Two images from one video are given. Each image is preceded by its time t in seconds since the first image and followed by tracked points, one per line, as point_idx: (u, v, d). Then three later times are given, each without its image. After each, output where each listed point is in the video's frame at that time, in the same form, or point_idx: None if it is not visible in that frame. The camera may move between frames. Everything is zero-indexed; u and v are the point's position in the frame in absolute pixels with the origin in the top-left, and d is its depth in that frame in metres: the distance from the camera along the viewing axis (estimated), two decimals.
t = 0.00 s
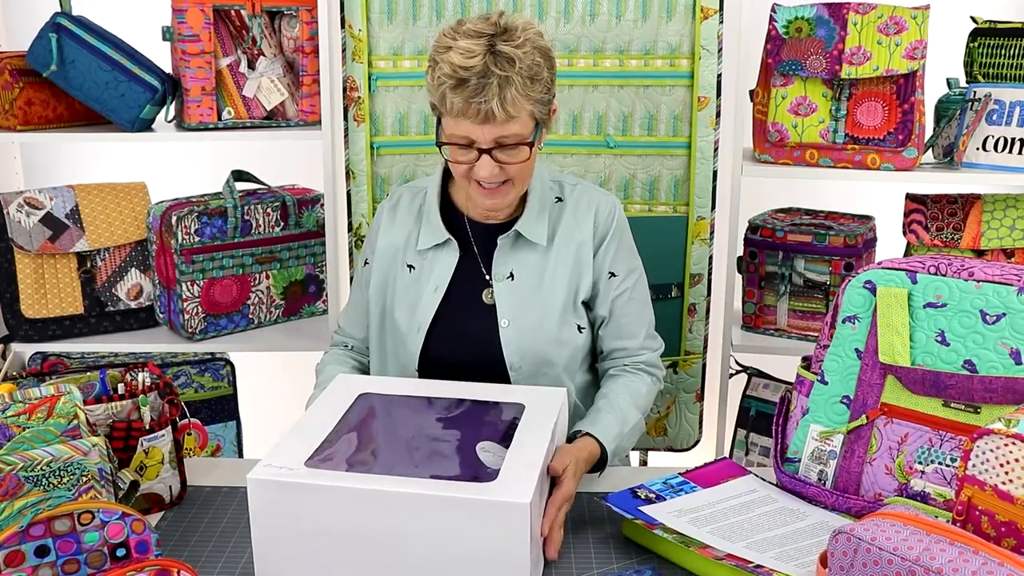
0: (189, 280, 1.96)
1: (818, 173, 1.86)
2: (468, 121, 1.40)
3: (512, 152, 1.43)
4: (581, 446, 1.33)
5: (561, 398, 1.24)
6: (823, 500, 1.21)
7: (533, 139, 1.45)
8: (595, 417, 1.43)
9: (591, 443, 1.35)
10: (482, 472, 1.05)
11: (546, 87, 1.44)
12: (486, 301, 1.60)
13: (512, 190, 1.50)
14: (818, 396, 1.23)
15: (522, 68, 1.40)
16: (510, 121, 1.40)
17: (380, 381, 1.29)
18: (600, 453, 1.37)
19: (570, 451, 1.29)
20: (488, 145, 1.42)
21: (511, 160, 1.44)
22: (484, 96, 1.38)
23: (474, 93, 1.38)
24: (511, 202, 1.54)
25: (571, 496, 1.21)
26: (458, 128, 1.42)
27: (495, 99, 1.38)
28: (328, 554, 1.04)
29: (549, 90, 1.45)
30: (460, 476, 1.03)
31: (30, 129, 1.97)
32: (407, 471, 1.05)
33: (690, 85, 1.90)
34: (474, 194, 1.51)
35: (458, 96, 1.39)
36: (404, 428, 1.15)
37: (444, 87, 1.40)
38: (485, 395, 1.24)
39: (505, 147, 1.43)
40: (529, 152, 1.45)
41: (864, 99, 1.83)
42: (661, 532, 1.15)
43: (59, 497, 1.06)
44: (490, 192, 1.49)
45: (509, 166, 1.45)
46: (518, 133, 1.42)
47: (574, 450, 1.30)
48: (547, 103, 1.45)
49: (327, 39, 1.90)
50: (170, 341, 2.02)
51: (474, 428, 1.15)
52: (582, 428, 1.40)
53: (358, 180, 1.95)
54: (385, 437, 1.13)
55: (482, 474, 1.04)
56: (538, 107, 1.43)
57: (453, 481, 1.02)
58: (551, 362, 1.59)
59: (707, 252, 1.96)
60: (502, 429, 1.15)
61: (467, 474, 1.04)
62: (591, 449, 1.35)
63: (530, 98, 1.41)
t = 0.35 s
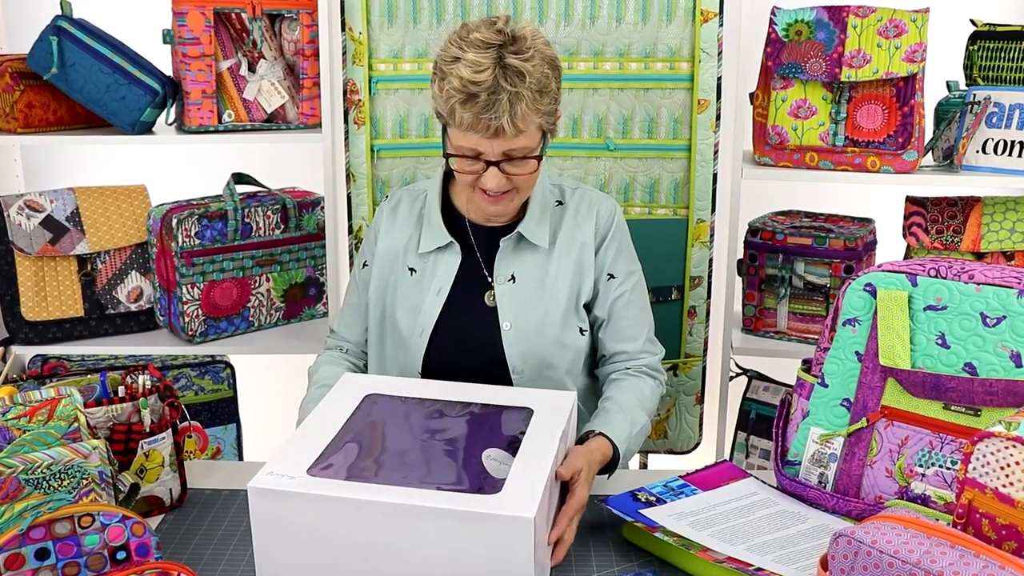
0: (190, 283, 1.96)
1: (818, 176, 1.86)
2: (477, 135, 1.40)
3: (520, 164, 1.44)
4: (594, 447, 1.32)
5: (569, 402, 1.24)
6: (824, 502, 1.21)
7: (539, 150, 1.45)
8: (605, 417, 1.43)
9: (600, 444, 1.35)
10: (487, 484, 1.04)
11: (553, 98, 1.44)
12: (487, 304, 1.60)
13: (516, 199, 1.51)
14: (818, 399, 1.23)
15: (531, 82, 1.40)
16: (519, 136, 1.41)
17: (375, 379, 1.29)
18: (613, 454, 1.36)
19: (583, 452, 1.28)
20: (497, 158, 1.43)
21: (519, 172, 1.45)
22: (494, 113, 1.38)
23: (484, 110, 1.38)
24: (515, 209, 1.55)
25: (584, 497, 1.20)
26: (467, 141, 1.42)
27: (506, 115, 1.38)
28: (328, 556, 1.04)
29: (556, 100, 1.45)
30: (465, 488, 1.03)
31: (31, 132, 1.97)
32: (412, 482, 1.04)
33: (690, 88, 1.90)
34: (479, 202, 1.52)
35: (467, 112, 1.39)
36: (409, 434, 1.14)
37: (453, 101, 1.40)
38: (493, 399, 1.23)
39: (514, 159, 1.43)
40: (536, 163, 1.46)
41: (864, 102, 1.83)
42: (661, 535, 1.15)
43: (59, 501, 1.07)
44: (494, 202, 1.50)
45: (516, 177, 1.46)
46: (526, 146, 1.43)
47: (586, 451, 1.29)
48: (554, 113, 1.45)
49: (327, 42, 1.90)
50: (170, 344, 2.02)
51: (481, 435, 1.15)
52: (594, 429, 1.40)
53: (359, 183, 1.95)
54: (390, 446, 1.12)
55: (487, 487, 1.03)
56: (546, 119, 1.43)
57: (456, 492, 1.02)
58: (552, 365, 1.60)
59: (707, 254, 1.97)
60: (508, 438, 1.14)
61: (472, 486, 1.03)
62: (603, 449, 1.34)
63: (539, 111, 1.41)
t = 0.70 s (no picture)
0: (190, 286, 1.96)
1: (818, 179, 1.86)
2: (475, 136, 1.41)
3: (518, 168, 1.44)
4: (595, 444, 1.33)
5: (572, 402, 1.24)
6: (825, 505, 1.21)
7: (539, 155, 1.45)
8: (606, 416, 1.43)
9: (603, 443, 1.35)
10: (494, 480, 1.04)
11: (556, 105, 1.44)
12: (491, 312, 1.60)
13: (514, 204, 1.51)
14: (818, 402, 1.23)
15: (533, 86, 1.40)
16: (517, 139, 1.41)
17: (378, 378, 1.28)
18: (611, 452, 1.37)
19: (584, 448, 1.29)
20: (494, 161, 1.43)
21: (517, 176, 1.45)
22: (493, 114, 1.38)
23: (482, 110, 1.38)
24: (517, 212, 1.55)
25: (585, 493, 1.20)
26: (466, 142, 1.42)
27: (504, 117, 1.38)
28: (328, 558, 1.04)
29: (560, 107, 1.45)
30: (470, 485, 1.03)
31: (31, 135, 1.97)
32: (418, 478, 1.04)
33: (690, 91, 1.90)
34: (478, 205, 1.52)
35: (466, 112, 1.39)
36: (413, 434, 1.14)
37: (453, 101, 1.40)
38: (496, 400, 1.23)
39: (512, 163, 1.43)
40: (536, 169, 1.46)
41: (864, 105, 1.83)
42: (661, 538, 1.15)
43: (59, 505, 1.09)
44: (493, 205, 1.50)
45: (514, 181, 1.45)
46: (525, 150, 1.43)
47: (586, 447, 1.30)
48: (556, 120, 1.45)
49: (327, 45, 1.90)
50: (170, 347, 2.02)
51: (484, 434, 1.15)
52: (596, 426, 1.41)
53: (359, 186, 1.95)
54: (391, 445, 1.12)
55: (492, 483, 1.03)
56: (547, 125, 1.43)
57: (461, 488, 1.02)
58: (557, 372, 1.60)
59: (707, 258, 1.97)
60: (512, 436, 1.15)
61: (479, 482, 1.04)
62: (604, 448, 1.35)
63: (540, 116, 1.41)
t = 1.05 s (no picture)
0: (190, 290, 1.96)
1: (818, 183, 1.87)
2: (484, 139, 1.40)
3: (526, 170, 1.43)
4: (599, 441, 1.34)
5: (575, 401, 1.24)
6: (825, 509, 1.20)
7: (546, 157, 1.45)
8: (608, 415, 1.44)
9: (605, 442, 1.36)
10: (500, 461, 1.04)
11: (561, 106, 1.44)
12: (492, 318, 1.60)
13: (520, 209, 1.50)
14: (818, 406, 1.23)
15: (539, 86, 1.40)
16: (526, 141, 1.40)
17: (379, 387, 1.28)
18: (616, 451, 1.38)
19: (588, 444, 1.30)
20: (503, 164, 1.42)
21: (525, 179, 1.44)
22: (502, 115, 1.38)
23: (491, 112, 1.38)
24: (519, 217, 1.54)
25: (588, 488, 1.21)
26: (474, 146, 1.41)
27: (514, 118, 1.38)
28: (328, 561, 1.03)
29: (564, 108, 1.46)
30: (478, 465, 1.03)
31: (32, 139, 1.97)
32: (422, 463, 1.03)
33: (690, 95, 1.90)
34: (483, 211, 1.51)
35: (475, 114, 1.39)
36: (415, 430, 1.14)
37: (460, 105, 1.40)
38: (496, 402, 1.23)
39: (520, 166, 1.42)
40: (542, 171, 1.45)
41: (864, 109, 1.83)
42: (661, 542, 1.15)
43: (59, 507, 1.09)
44: (499, 210, 1.49)
45: (522, 184, 1.44)
46: (533, 152, 1.42)
47: (588, 443, 1.31)
48: (562, 121, 1.46)
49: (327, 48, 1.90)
50: (170, 351, 2.02)
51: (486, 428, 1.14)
52: (597, 425, 1.41)
53: (359, 190, 1.95)
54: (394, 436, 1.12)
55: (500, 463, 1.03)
56: (553, 127, 1.43)
57: (468, 468, 1.01)
58: (559, 377, 1.61)
59: (707, 261, 1.96)
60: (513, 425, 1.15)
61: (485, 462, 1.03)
62: (606, 447, 1.35)
63: (547, 116, 1.42)
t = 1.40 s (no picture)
0: (190, 293, 1.96)
1: (818, 186, 1.87)
2: (485, 135, 1.40)
3: (527, 168, 1.43)
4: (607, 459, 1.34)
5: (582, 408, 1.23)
6: (825, 512, 1.21)
7: (548, 156, 1.44)
8: (617, 423, 1.43)
9: (617, 454, 1.36)
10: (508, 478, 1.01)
11: (563, 105, 1.45)
12: (495, 321, 1.60)
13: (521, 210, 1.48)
14: (819, 410, 1.23)
15: (542, 84, 1.41)
16: (528, 137, 1.40)
17: (379, 399, 1.28)
18: (629, 460, 1.38)
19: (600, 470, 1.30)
20: (504, 161, 1.41)
21: (526, 177, 1.43)
22: (504, 110, 1.38)
23: (493, 107, 1.38)
24: (522, 221, 1.53)
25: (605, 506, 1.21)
26: (476, 142, 1.41)
27: (516, 113, 1.38)
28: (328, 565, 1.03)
29: (566, 108, 1.46)
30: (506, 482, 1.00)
31: (32, 143, 1.97)
32: (427, 477, 1.01)
33: (690, 99, 1.91)
34: (484, 211, 1.49)
35: (477, 110, 1.39)
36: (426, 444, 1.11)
37: (463, 101, 1.40)
38: (497, 408, 1.23)
39: (521, 163, 1.42)
40: (544, 169, 1.44)
41: (864, 112, 1.83)
42: (662, 545, 1.15)
43: (59, 512, 1.06)
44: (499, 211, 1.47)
45: (523, 182, 1.44)
46: (535, 149, 1.42)
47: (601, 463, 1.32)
48: (563, 121, 1.46)
49: (328, 52, 1.91)
50: (171, 354, 2.02)
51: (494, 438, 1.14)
52: (610, 433, 1.41)
53: (360, 193, 1.95)
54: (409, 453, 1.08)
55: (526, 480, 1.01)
56: (555, 125, 1.43)
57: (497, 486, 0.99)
58: (562, 381, 1.61)
59: (707, 264, 1.97)
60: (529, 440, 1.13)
61: (491, 480, 1.01)
62: (619, 457, 1.36)
63: (549, 114, 1.42)
